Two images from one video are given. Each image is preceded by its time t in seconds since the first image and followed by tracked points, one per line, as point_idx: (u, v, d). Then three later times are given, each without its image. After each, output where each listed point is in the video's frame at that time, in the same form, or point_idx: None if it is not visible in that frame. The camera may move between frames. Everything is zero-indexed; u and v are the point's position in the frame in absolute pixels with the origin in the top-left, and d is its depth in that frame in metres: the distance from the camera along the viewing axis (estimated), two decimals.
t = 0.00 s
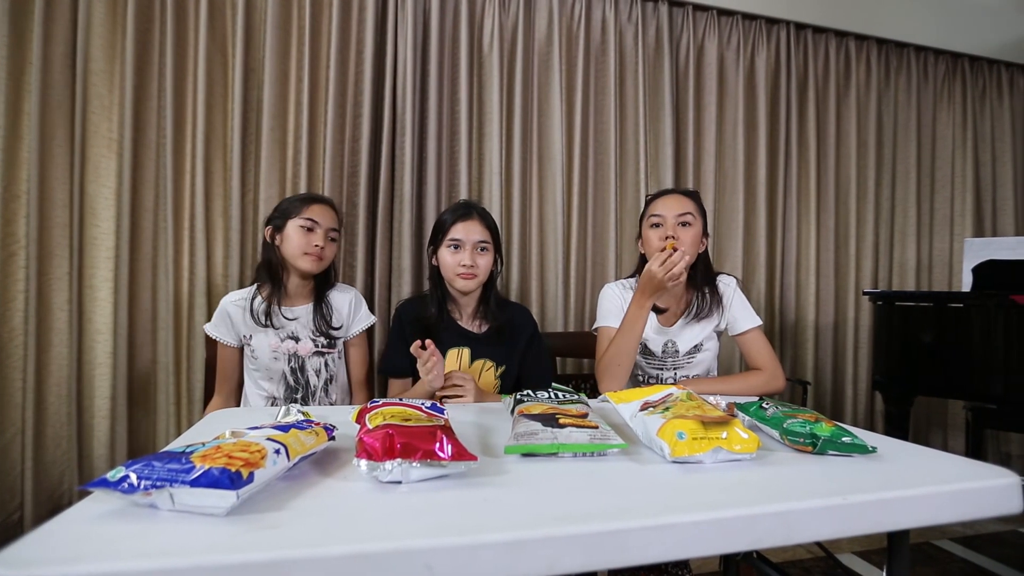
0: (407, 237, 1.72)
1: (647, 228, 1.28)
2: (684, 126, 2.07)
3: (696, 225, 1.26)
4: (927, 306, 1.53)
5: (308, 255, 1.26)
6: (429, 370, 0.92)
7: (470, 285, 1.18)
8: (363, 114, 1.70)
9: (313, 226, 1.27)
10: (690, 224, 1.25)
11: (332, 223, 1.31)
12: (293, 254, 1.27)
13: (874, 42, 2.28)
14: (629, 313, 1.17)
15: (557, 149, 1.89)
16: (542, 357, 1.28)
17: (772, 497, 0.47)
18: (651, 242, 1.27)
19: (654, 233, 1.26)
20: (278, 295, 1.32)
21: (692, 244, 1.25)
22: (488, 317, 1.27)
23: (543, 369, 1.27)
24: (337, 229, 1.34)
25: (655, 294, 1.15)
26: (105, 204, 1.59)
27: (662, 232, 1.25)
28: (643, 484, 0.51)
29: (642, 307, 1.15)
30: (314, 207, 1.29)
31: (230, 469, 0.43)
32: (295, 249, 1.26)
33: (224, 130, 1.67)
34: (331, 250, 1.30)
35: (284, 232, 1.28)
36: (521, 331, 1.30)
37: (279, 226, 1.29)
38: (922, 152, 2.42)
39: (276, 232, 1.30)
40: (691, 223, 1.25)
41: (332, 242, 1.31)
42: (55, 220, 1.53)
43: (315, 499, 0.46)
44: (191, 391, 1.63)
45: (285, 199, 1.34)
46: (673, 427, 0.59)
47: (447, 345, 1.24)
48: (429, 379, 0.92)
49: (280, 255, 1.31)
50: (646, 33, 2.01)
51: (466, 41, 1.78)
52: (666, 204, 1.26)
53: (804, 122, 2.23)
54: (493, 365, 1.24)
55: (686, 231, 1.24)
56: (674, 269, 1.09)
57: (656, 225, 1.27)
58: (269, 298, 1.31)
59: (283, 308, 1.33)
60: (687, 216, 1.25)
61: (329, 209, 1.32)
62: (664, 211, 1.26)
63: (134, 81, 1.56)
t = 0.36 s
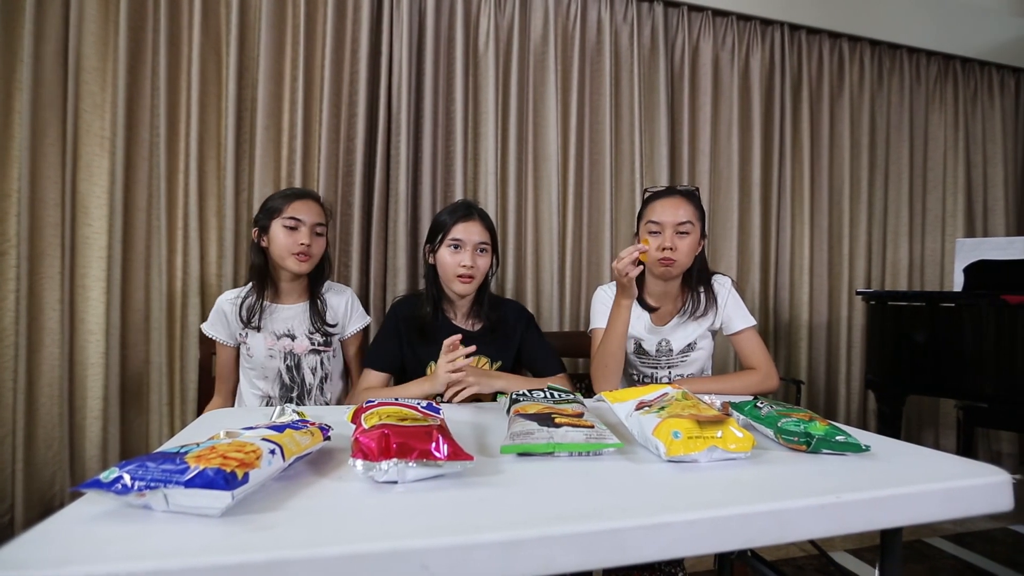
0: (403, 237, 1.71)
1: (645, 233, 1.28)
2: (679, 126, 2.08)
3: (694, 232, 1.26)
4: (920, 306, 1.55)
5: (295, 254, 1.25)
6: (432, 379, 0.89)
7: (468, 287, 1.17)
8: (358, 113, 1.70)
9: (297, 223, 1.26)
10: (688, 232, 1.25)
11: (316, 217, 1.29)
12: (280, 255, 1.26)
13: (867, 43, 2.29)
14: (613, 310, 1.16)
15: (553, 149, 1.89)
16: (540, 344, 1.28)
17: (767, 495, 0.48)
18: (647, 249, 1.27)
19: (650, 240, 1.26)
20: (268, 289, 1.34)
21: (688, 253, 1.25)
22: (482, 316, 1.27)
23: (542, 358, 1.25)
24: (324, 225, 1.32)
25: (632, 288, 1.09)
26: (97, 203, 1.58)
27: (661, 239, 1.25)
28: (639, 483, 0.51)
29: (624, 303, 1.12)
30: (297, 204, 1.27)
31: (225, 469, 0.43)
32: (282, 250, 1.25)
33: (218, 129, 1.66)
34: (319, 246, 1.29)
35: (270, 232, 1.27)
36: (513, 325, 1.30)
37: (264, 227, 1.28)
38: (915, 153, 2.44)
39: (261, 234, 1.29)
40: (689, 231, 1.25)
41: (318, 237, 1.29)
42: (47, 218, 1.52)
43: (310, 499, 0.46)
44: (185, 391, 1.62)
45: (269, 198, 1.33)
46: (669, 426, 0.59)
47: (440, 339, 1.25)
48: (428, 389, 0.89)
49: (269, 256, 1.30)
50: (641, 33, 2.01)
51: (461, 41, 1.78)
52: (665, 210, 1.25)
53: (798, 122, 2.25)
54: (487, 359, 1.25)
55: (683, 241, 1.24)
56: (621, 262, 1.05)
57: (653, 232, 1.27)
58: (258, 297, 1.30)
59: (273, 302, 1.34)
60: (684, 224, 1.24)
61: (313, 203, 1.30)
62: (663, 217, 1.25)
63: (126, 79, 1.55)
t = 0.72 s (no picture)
0: (398, 237, 1.71)
1: (639, 235, 1.28)
2: (674, 126, 2.09)
3: (688, 233, 1.26)
4: (912, 306, 1.56)
5: (286, 257, 1.25)
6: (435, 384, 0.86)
7: (465, 284, 1.17)
8: (353, 112, 1.69)
9: (287, 226, 1.25)
10: (681, 234, 1.25)
11: (308, 219, 1.27)
12: (272, 258, 1.26)
13: (860, 45, 2.31)
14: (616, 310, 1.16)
15: (548, 149, 1.89)
16: (541, 336, 1.28)
17: (762, 494, 0.48)
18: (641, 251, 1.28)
19: (644, 242, 1.27)
20: (267, 286, 1.35)
21: (681, 255, 1.26)
22: (481, 316, 1.27)
23: (542, 350, 1.25)
24: (317, 226, 1.30)
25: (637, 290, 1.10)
26: (90, 202, 1.56)
27: (654, 241, 1.26)
28: (636, 482, 0.52)
29: (627, 304, 1.12)
30: (289, 207, 1.26)
31: (221, 470, 0.43)
32: (274, 253, 1.25)
33: (212, 128, 1.65)
34: (311, 248, 1.27)
35: (262, 234, 1.27)
36: (512, 324, 1.30)
37: (258, 228, 1.28)
38: (907, 154, 2.46)
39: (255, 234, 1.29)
40: (683, 233, 1.26)
41: (311, 239, 1.28)
42: (38, 217, 1.50)
43: (307, 500, 0.46)
44: (178, 391, 1.61)
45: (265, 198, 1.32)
46: (665, 425, 0.59)
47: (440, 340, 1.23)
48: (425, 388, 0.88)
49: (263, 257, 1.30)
50: (636, 34, 2.02)
51: (457, 41, 1.78)
52: (659, 211, 1.26)
53: (792, 123, 2.26)
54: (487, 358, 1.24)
55: (677, 243, 1.25)
56: (630, 262, 1.06)
57: (646, 234, 1.27)
58: (258, 292, 1.32)
59: (273, 298, 1.35)
60: (678, 226, 1.25)
61: (306, 205, 1.28)
62: (657, 219, 1.26)
63: (119, 77, 1.53)
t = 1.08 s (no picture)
0: (393, 237, 1.71)
1: (633, 235, 1.29)
2: (668, 127, 2.10)
3: (682, 233, 1.27)
4: (904, 306, 1.57)
5: (282, 252, 1.24)
6: (428, 389, 0.82)
7: (464, 284, 1.16)
8: (348, 111, 1.69)
9: (284, 220, 1.24)
10: (676, 235, 1.26)
11: (305, 214, 1.27)
12: (269, 253, 1.25)
13: (852, 47, 2.32)
14: (617, 310, 1.17)
15: (543, 149, 1.89)
16: (537, 332, 1.28)
17: (757, 493, 0.48)
18: (635, 251, 1.28)
19: (637, 242, 1.28)
20: (262, 286, 1.34)
21: (677, 255, 1.26)
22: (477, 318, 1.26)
23: (539, 345, 1.25)
24: (314, 222, 1.30)
25: (640, 291, 1.11)
26: (81, 201, 1.55)
27: (648, 241, 1.26)
28: (631, 482, 0.52)
29: (630, 305, 1.13)
30: (286, 201, 1.26)
31: (216, 471, 0.42)
32: (270, 248, 1.24)
33: (205, 127, 1.64)
34: (308, 243, 1.27)
35: (259, 230, 1.26)
36: (509, 323, 1.30)
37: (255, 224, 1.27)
38: (898, 155, 2.48)
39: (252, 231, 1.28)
40: (676, 233, 1.26)
41: (308, 234, 1.28)
42: (27, 217, 1.49)
43: (303, 501, 0.46)
44: (170, 391, 1.60)
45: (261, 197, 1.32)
46: (660, 425, 0.59)
47: (438, 344, 1.24)
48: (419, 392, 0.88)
49: (260, 254, 1.29)
50: (631, 35, 2.03)
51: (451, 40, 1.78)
52: (653, 211, 1.26)
53: (785, 123, 2.27)
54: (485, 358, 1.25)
55: (671, 243, 1.26)
56: (636, 263, 1.07)
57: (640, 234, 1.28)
58: (252, 293, 1.30)
59: (267, 298, 1.34)
60: (672, 227, 1.25)
61: (302, 200, 1.28)
62: (650, 219, 1.26)
63: (110, 75, 1.52)
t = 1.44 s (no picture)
0: (390, 237, 1.70)
1: (632, 235, 1.29)
2: (665, 127, 2.10)
3: (682, 235, 1.28)
4: (898, 306, 1.58)
5: (277, 252, 1.23)
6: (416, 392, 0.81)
7: (467, 286, 1.15)
8: (344, 111, 1.68)
9: (277, 220, 1.23)
10: (675, 236, 1.26)
11: (299, 213, 1.26)
12: (264, 254, 1.24)
13: (847, 48, 2.34)
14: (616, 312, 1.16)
15: (540, 149, 1.89)
16: (534, 332, 1.28)
17: (755, 492, 0.48)
18: (635, 251, 1.29)
19: (637, 243, 1.28)
20: (260, 286, 1.32)
21: (676, 256, 1.27)
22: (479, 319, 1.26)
23: (537, 346, 1.25)
24: (310, 220, 1.29)
25: (639, 292, 1.11)
26: (75, 201, 1.54)
27: (648, 241, 1.27)
28: (630, 481, 0.52)
29: (627, 306, 1.13)
30: (279, 201, 1.25)
31: (215, 472, 0.42)
32: (265, 249, 1.24)
33: (201, 126, 1.63)
34: (302, 242, 1.26)
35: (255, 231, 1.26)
36: (508, 323, 1.30)
37: (251, 226, 1.27)
38: (892, 155, 2.50)
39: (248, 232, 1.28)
40: (676, 235, 1.27)
41: (303, 233, 1.27)
42: (21, 217, 1.48)
43: (302, 501, 0.46)
44: (166, 391, 1.59)
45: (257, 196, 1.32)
46: (659, 424, 0.59)
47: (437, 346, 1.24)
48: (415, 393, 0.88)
49: (258, 254, 1.29)
50: (628, 35, 2.03)
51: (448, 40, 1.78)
52: (653, 212, 1.26)
53: (781, 125, 2.28)
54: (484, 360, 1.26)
55: (670, 244, 1.26)
56: (636, 264, 1.07)
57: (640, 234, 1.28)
58: (252, 292, 1.29)
59: (266, 297, 1.33)
60: (671, 228, 1.26)
61: (296, 199, 1.27)
62: (650, 220, 1.26)
63: (105, 73, 1.51)
